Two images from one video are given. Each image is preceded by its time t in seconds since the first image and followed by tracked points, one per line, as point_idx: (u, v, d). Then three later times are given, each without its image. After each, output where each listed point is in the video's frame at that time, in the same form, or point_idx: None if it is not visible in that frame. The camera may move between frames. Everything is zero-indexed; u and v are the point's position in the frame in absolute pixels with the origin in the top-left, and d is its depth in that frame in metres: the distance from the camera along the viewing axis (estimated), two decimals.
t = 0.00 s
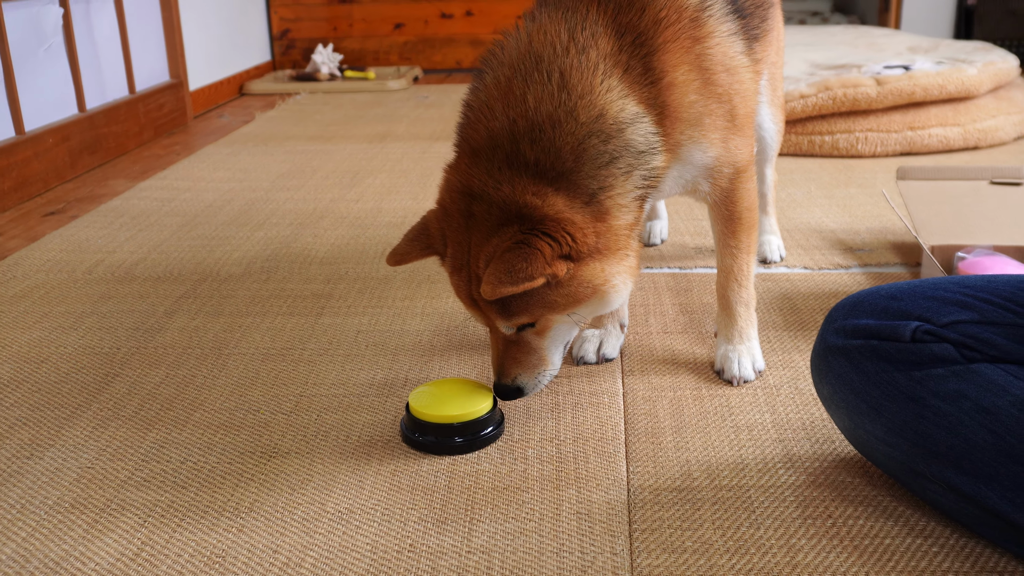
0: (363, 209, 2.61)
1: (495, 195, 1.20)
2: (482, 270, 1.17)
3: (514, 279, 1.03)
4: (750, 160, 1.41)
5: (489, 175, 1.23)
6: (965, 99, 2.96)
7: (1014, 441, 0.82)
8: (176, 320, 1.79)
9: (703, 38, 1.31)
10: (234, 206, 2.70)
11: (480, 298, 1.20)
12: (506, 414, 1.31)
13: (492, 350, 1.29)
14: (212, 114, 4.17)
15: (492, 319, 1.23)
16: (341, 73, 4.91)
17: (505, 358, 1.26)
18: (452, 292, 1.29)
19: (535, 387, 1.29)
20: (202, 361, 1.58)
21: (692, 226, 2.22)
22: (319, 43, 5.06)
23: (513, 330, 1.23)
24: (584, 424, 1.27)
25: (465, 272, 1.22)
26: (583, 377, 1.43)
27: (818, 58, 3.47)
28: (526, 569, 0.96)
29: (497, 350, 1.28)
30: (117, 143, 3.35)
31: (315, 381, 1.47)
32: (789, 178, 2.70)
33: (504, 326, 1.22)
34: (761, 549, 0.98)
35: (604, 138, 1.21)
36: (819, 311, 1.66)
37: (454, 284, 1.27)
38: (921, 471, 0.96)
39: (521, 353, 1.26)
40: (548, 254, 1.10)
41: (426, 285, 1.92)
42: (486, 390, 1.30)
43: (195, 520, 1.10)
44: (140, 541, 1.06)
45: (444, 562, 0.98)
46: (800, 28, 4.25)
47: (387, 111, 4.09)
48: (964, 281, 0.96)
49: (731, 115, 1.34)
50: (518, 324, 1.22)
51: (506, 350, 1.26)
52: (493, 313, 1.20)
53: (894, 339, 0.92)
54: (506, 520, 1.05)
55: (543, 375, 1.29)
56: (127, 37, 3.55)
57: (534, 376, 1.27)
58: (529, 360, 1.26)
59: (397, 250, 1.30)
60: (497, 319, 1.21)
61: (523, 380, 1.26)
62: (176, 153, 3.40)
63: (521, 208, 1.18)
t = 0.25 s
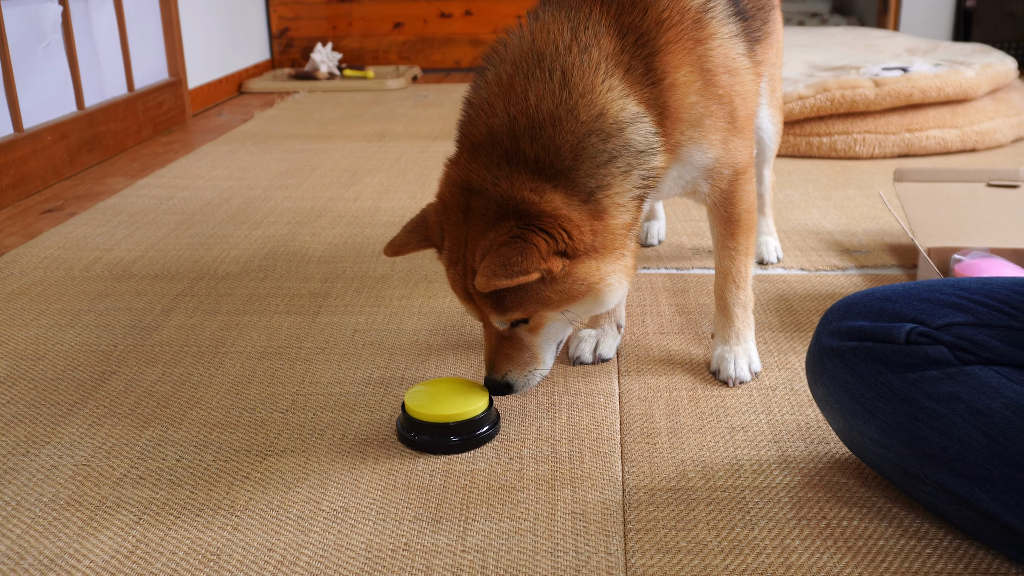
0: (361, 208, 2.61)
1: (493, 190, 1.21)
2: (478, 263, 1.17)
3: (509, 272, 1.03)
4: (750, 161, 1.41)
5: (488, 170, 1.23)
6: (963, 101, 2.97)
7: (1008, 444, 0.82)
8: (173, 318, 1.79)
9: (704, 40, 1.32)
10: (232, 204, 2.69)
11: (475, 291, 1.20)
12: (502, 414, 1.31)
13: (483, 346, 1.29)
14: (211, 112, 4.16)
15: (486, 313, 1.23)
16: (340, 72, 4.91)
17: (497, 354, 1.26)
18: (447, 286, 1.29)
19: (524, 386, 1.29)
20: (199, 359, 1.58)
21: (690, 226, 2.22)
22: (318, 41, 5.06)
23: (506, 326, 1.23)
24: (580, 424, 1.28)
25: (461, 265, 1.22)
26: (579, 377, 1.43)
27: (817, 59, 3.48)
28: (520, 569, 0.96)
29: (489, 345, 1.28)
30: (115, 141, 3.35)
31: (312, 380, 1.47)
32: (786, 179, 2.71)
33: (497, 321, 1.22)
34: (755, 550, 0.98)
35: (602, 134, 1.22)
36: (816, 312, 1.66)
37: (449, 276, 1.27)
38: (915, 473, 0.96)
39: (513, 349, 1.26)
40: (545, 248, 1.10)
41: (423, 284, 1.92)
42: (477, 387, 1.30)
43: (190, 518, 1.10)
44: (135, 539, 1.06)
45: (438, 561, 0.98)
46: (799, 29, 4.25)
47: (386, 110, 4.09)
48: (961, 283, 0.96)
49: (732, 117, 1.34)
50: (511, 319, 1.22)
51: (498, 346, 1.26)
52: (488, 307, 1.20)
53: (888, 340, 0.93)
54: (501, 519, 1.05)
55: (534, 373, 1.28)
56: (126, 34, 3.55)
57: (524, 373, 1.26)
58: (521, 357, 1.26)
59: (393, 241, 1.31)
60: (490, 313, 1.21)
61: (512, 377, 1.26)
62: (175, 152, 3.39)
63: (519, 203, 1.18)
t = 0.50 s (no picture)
0: (358, 209, 2.60)
1: (480, 161, 1.20)
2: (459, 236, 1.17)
3: (486, 244, 1.02)
4: (748, 162, 1.41)
5: (478, 141, 1.23)
6: (958, 100, 2.98)
7: (1005, 444, 0.83)
8: (169, 320, 1.79)
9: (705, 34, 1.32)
10: (228, 206, 2.69)
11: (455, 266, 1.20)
12: (497, 415, 1.31)
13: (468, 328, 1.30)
14: (207, 113, 4.16)
15: (468, 291, 1.23)
16: (336, 72, 4.90)
17: (480, 335, 1.27)
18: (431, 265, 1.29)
19: (510, 367, 1.30)
20: (195, 362, 1.58)
21: (687, 226, 2.22)
22: (314, 42, 5.06)
23: (488, 305, 1.23)
24: (576, 425, 1.28)
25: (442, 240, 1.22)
26: (575, 378, 1.43)
27: (813, 58, 3.48)
28: (517, 570, 0.96)
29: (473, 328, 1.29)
30: (110, 143, 3.34)
31: (308, 381, 1.47)
32: (783, 178, 2.71)
33: (479, 299, 1.22)
34: (752, 550, 0.98)
35: (597, 117, 1.22)
36: (812, 312, 1.66)
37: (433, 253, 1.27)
38: (911, 472, 0.96)
39: (497, 331, 1.26)
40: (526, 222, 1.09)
41: (420, 285, 1.92)
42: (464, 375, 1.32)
43: (185, 520, 1.10)
44: (130, 542, 1.06)
45: (435, 563, 0.98)
46: (794, 29, 4.26)
47: (382, 111, 4.09)
48: (956, 282, 0.96)
49: (732, 116, 1.34)
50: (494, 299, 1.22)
51: (482, 327, 1.27)
52: (470, 285, 1.20)
53: (883, 340, 0.93)
54: (498, 520, 1.05)
55: (518, 355, 1.29)
56: (122, 36, 3.55)
57: (508, 354, 1.28)
58: (504, 339, 1.27)
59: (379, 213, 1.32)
60: (472, 291, 1.21)
61: (496, 360, 1.27)
62: (170, 153, 3.39)
63: (504, 176, 1.17)
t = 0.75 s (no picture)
0: (358, 205, 2.60)
1: (467, 100, 1.20)
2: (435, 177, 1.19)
3: (450, 188, 1.04)
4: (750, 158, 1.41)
5: (469, 79, 1.22)
6: (959, 99, 2.98)
7: (1005, 441, 0.83)
8: (168, 315, 1.79)
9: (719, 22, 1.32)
10: (227, 201, 2.68)
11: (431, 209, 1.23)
12: (497, 411, 1.31)
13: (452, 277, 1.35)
14: (206, 108, 4.15)
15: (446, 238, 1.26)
16: (336, 68, 4.90)
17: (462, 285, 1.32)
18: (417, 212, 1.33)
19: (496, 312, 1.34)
20: (194, 357, 1.58)
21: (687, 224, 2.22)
22: (314, 38, 5.05)
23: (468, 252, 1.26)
24: (575, 421, 1.28)
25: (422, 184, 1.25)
26: (575, 374, 1.43)
27: (813, 57, 3.48)
28: (516, 566, 0.96)
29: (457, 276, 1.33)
30: (110, 138, 3.33)
31: (307, 377, 1.47)
32: (782, 176, 2.71)
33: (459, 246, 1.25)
34: (752, 546, 0.98)
35: (597, 69, 1.21)
36: (812, 309, 1.66)
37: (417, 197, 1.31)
38: (911, 469, 0.96)
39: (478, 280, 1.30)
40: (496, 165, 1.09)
41: (419, 281, 1.92)
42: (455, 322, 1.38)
43: (185, 515, 1.10)
44: (130, 536, 1.06)
45: (435, 558, 0.98)
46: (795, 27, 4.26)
47: (382, 107, 4.09)
48: (957, 280, 0.96)
49: (739, 111, 1.35)
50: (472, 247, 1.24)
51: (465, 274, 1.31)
52: (448, 231, 1.22)
53: (884, 337, 0.93)
54: (498, 516, 1.05)
55: (502, 301, 1.33)
56: (121, 30, 3.54)
57: (490, 301, 1.31)
58: (484, 287, 1.30)
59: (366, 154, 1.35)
60: (450, 236, 1.23)
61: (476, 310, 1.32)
62: (170, 148, 3.38)
63: (487, 117, 1.17)
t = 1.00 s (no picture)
0: (359, 202, 2.60)
1: (463, 41, 1.24)
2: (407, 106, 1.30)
3: (401, 108, 1.14)
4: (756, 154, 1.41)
5: (474, 22, 1.26)
6: (960, 94, 2.98)
7: (1009, 436, 0.83)
8: (170, 313, 1.79)
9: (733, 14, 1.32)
10: (229, 199, 2.68)
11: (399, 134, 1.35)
12: (500, 408, 1.31)
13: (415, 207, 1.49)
14: (206, 106, 4.15)
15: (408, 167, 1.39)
16: (336, 65, 4.89)
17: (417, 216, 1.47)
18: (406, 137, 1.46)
19: (436, 255, 1.47)
20: (196, 355, 1.58)
21: (689, 220, 2.22)
22: (313, 35, 5.05)
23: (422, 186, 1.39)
24: (578, 417, 1.28)
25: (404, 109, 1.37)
26: (578, 370, 1.43)
27: (813, 52, 3.48)
28: (521, 563, 0.96)
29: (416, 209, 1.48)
30: (111, 136, 3.33)
31: (310, 374, 1.47)
32: (784, 172, 2.71)
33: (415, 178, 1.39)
34: (755, 542, 0.98)
35: (597, 45, 1.22)
36: (815, 305, 1.66)
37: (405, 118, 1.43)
38: (915, 465, 0.96)
39: (427, 219, 1.44)
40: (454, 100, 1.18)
41: (421, 279, 1.92)
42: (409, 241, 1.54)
43: (189, 513, 1.10)
44: (135, 534, 1.06)
45: (439, 555, 0.98)
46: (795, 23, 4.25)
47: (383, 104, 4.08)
48: (960, 276, 0.96)
49: (747, 107, 1.34)
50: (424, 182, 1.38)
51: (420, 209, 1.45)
52: (409, 158, 1.35)
53: (888, 333, 0.92)
54: (501, 513, 1.05)
55: (443, 249, 1.46)
56: (121, 28, 3.54)
57: (431, 245, 1.46)
58: (431, 226, 1.44)
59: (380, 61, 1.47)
60: (409, 163, 1.35)
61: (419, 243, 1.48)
62: (171, 146, 3.38)
63: (473, 66, 1.22)
